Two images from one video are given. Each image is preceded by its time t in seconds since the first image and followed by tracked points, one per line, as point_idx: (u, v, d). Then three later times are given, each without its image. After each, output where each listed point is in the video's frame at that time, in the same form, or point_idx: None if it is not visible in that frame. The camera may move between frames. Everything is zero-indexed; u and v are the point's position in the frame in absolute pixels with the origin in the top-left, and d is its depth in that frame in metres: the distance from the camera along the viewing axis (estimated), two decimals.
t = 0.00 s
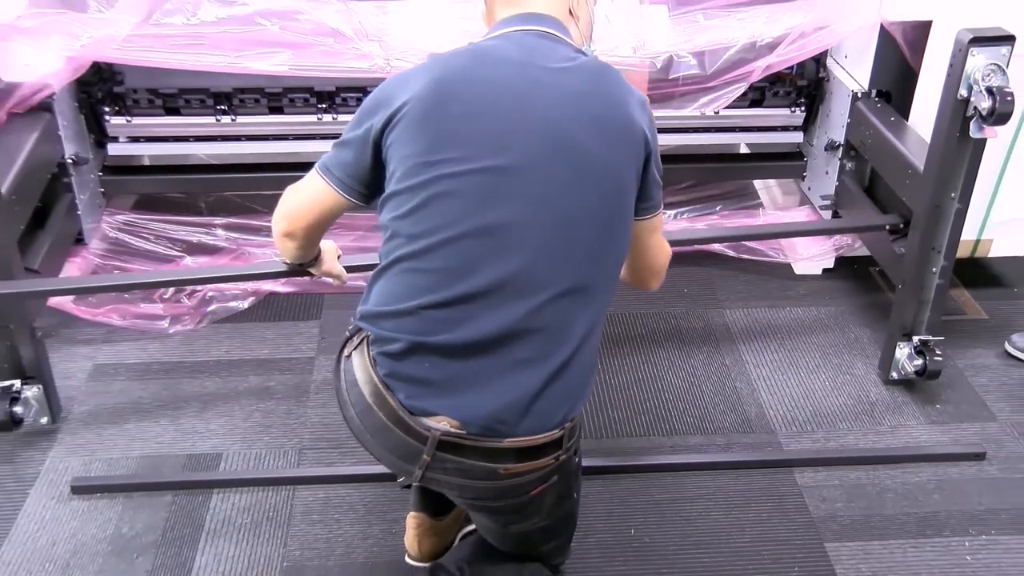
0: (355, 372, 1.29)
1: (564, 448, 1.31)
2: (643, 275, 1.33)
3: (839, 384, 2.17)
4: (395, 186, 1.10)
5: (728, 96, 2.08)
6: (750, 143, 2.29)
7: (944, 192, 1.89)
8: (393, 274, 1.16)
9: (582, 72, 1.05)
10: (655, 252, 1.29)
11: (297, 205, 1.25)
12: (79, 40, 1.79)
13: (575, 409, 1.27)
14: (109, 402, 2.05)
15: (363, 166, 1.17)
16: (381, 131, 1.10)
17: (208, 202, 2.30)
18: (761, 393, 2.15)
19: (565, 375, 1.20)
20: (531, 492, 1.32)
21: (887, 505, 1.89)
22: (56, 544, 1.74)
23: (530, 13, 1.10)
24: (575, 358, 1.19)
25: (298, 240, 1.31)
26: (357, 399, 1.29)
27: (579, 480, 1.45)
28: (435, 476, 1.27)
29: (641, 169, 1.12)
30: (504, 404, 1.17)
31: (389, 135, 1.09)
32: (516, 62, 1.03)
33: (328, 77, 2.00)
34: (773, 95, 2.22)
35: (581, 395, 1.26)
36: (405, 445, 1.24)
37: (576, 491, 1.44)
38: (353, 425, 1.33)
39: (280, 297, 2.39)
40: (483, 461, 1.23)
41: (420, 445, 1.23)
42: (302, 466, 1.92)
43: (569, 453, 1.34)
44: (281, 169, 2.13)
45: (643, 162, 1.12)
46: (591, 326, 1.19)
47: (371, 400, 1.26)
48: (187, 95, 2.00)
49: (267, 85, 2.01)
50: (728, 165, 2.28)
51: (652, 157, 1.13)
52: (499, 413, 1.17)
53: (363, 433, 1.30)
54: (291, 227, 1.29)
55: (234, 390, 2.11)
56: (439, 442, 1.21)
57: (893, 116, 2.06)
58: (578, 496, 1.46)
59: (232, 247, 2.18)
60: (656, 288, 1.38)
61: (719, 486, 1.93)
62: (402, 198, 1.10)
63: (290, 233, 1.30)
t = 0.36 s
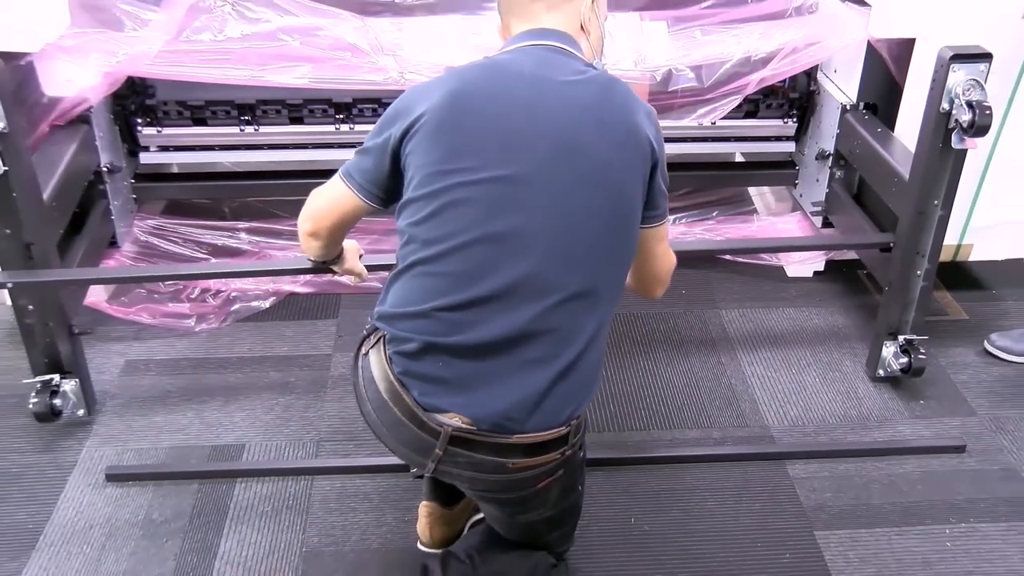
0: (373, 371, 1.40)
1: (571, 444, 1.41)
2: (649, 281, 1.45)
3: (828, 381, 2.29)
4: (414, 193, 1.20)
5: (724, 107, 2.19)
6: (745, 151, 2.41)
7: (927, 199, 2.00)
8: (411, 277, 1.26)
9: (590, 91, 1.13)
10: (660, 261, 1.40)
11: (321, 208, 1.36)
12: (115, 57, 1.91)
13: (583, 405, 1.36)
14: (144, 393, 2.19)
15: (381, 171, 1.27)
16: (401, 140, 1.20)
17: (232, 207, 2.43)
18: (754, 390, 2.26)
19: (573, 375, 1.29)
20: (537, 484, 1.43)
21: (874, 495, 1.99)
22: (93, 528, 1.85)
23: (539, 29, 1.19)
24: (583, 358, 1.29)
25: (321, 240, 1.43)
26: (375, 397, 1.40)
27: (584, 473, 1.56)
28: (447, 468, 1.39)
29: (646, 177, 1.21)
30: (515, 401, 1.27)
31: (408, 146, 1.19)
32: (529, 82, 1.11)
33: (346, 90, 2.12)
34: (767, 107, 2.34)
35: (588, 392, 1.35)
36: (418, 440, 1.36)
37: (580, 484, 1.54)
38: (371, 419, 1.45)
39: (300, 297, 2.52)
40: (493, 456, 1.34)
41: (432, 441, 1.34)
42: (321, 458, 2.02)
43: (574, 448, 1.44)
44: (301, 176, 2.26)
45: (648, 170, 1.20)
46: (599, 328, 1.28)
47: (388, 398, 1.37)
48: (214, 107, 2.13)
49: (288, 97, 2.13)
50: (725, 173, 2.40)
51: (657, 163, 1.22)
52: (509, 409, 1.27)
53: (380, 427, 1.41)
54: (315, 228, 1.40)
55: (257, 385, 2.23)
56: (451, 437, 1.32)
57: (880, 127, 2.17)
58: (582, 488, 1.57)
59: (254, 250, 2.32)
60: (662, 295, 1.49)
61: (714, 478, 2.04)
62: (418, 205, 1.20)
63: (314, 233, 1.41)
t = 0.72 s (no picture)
0: (387, 369, 1.48)
1: (574, 439, 1.52)
2: (649, 284, 1.55)
3: (818, 377, 2.40)
4: (429, 198, 1.30)
5: (718, 116, 2.30)
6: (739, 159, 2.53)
7: (911, 205, 2.10)
8: (424, 279, 1.36)
9: (593, 105, 1.23)
10: (661, 264, 1.50)
11: (337, 212, 1.48)
12: (141, 71, 2.06)
13: (586, 402, 1.46)
14: (164, 390, 2.29)
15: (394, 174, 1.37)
16: (415, 147, 1.30)
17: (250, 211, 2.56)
18: (747, 386, 2.37)
19: (577, 373, 1.39)
20: (542, 477, 1.52)
21: (860, 487, 2.09)
22: (119, 516, 1.95)
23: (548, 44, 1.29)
24: (587, 357, 1.38)
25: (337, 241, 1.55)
26: (388, 394, 1.49)
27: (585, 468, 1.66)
28: (457, 462, 1.47)
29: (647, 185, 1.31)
30: (522, 397, 1.37)
31: (423, 156, 1.29)
32: (536, 96, 1.22)
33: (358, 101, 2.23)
34: (760, 116, 2.47)
35: (590, 390, 1.45)
36: (430, 435, 1.45)
37: (581, 477, 1.65)
38: (384, 415, 1.53)
39: (314, 298, 2.63)
40: (501, 451, 1.43)
41: (443, 436, 1.43)
42: (334, 452, 2.12)
43: (577, 443, 1.54)
44: (316, 181, 2.38)
45: (648, 178, 1.31)
46: (601, 329, 1.38)
47: (401, 395, 1.46)
48: (233, 117, 2.26)
49: (303, 107, 2.25)
50: (718, 180, 2.53)
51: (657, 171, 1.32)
52: (515, 405, 1.37)
53: (393, 423, 1.50)
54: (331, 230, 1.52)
55: (273, 382, 2.33)
56: (461, 432, 1.41)
57: (867, 136, 2.28)
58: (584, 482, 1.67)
59: (270, 252, 2.44)
60: (661, 297, 1.59)
61: (709, 470, 2.14)
62: (433, 212, 1.30)
63: (331, 236, 1.53)
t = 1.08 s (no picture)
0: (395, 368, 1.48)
1: (583, 439, 1.51)
2: (666, 284, 1.57)
3: (816, 377, 2.42)
4: (436, 202, 1.31)
5: (717, 117, 2.31)
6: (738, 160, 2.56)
7: (908, 205, 2.11)
8: (433, 283, 1.36)
9: (599, 106, 1.25)
10: (673, 265, 1.52)
11: (342, 212, 1.51)
12: (146, 73, 2.07)
13: (595, 403, 1.47)
14: (167, 389, 2.31)
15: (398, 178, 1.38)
16: (420, 151, 1.31)
17: (253, 212, 2.59)
18: (747, 385, 2.39)
19: (586, 374, 1.40)
20: (552, 477, 1.52)
21: (858, 485, 2.11)
22: (123, 514, 1.97)
23: (554, 46, 1.31)
24: (596, 358, 1.39)
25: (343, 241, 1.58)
26: (399, 395, 1.49)
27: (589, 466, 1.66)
28: (468, 463, 1.47)
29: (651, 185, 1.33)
30: (535, 400, 1.37)
31: (428, 159, 1.30)
32: (542, 98, 1.24)
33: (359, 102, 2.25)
34: (758, 118, 2.49)
35: (599, 392, 1.45)
36: (441, 435, 1.44)
37: (586, 475, 1.65)
38: (392, 414, 1.53)
39: (316, 298, 2.66)
40: (512, 451, 1.43)
41: (454, 437, 1.42)
42: (335, 451, 2.13)
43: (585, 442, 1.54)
44: (319, 182, 2.41)
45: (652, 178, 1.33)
46: (609, 329, 1.39)
47: (412, 396, 1.45)
48: (236, 119, 2.28)
49: (305, 108, 2.27)
50: (716, 181, 2.55)
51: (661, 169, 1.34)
52: (527, 408, 1.37)
53: (401, 422, 1.50)
54: (338, 230, 1.55)
55: (275, 381, 2.35)
56: (472, 433, 1.41)
57: (864, 138, 2.30)
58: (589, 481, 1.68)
59: (272, 254, 2.44)
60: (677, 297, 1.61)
61: (708, 468, 2.15)
62: (440, 215, 1.31)
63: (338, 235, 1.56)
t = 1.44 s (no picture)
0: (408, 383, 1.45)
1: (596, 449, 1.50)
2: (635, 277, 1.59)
3: (819, 378, 2.41)
4: (445, 215, 1.29)
5: (721, 118, 2.29)
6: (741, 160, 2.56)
7: (912, 206, 2.11)
8: (444, 298, 1.34)
9: (602, 112, 1.24)
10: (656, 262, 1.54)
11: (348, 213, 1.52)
12: (149, 72, 2.08)
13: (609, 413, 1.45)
14: (170, 388, 2.31)
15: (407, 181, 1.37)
16: (429, 161, 1.30)
17: (256, 211, 2.59)
18: (749, 386, 2.39)
19: (602, 384, 1.38)
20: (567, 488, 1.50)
21: (860, 486, 2.11)
22: (126, 512, 1.97)
23: (561, 49, 1.30)
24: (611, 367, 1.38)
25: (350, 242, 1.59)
26: (414, 411, 1.46)
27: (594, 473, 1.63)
28: (486, 477, 1.45)
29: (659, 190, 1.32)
30: (554, 413, 1.35)
31: (437, 170, 1.28)
32: (550, 105, 1.22)
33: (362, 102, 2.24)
34: (761, 118, 2.48)
35: (614, 400, 1.44)
36: (461, 451, 1.42)
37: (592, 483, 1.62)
38: (406, 429, 1.51)
39: (319, 297, 2.66)
40: (532, 465, 1.41)
41: (475, 451, 1.40)
42: (337, 451, 2.13)
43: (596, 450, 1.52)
44: (321, 181, 2.41)
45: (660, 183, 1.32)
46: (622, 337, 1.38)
47: (429, 412, 1.42)
48: (238, 118, 2.27)
49: (308, 108, 2.26)
50: (719, 181, 2.55)
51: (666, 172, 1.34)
52: (546, 422, 1.35)
53: (416, 437, 1.48)
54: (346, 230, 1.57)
55: (277, 380, 2.35)
56: (493, 448, 1.39)
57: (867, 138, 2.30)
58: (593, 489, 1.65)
59: (275, 253, 2.45)
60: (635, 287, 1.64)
61: (709, 469, 2.15)
62: (450, 228, 1.29)
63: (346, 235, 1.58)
